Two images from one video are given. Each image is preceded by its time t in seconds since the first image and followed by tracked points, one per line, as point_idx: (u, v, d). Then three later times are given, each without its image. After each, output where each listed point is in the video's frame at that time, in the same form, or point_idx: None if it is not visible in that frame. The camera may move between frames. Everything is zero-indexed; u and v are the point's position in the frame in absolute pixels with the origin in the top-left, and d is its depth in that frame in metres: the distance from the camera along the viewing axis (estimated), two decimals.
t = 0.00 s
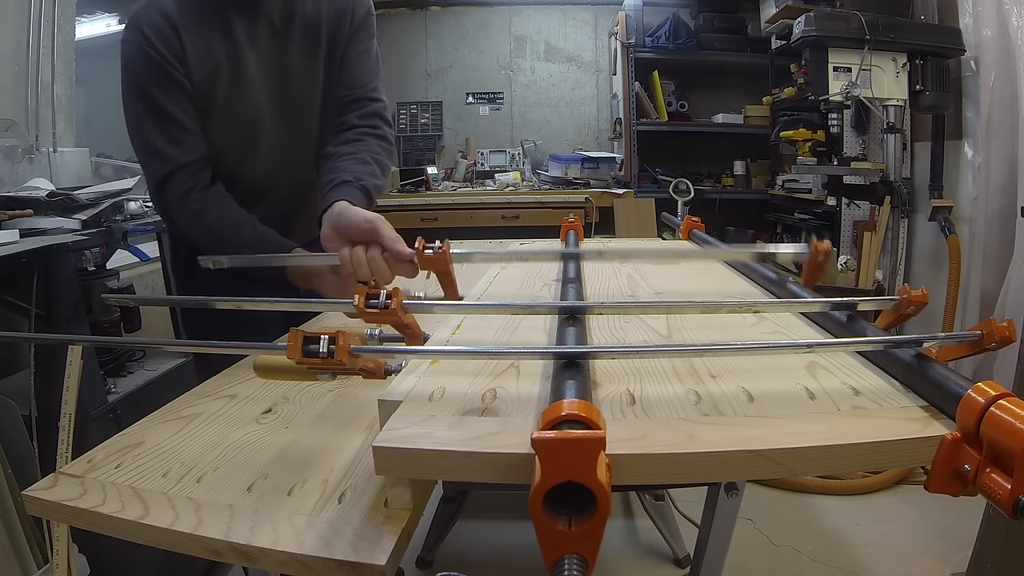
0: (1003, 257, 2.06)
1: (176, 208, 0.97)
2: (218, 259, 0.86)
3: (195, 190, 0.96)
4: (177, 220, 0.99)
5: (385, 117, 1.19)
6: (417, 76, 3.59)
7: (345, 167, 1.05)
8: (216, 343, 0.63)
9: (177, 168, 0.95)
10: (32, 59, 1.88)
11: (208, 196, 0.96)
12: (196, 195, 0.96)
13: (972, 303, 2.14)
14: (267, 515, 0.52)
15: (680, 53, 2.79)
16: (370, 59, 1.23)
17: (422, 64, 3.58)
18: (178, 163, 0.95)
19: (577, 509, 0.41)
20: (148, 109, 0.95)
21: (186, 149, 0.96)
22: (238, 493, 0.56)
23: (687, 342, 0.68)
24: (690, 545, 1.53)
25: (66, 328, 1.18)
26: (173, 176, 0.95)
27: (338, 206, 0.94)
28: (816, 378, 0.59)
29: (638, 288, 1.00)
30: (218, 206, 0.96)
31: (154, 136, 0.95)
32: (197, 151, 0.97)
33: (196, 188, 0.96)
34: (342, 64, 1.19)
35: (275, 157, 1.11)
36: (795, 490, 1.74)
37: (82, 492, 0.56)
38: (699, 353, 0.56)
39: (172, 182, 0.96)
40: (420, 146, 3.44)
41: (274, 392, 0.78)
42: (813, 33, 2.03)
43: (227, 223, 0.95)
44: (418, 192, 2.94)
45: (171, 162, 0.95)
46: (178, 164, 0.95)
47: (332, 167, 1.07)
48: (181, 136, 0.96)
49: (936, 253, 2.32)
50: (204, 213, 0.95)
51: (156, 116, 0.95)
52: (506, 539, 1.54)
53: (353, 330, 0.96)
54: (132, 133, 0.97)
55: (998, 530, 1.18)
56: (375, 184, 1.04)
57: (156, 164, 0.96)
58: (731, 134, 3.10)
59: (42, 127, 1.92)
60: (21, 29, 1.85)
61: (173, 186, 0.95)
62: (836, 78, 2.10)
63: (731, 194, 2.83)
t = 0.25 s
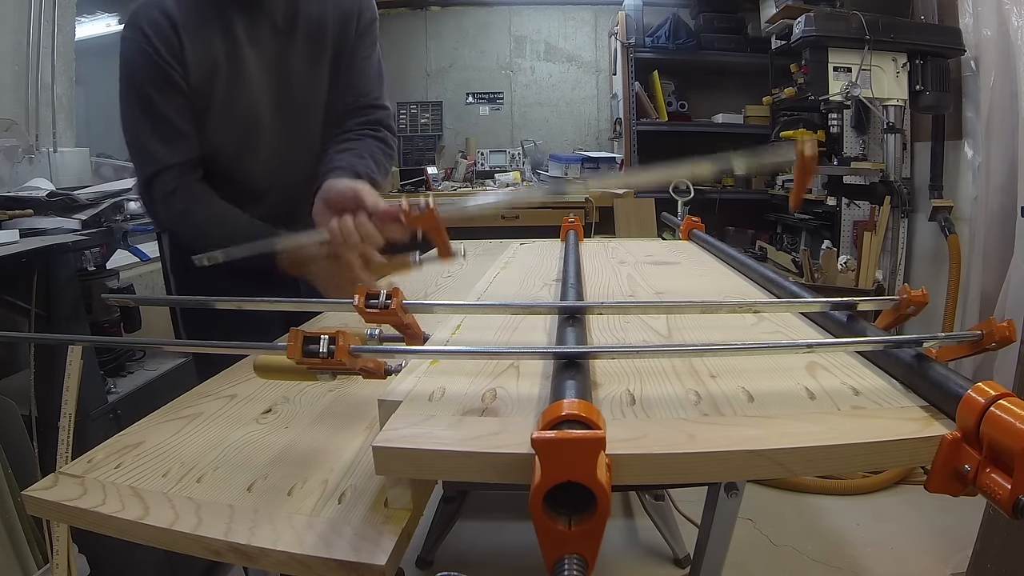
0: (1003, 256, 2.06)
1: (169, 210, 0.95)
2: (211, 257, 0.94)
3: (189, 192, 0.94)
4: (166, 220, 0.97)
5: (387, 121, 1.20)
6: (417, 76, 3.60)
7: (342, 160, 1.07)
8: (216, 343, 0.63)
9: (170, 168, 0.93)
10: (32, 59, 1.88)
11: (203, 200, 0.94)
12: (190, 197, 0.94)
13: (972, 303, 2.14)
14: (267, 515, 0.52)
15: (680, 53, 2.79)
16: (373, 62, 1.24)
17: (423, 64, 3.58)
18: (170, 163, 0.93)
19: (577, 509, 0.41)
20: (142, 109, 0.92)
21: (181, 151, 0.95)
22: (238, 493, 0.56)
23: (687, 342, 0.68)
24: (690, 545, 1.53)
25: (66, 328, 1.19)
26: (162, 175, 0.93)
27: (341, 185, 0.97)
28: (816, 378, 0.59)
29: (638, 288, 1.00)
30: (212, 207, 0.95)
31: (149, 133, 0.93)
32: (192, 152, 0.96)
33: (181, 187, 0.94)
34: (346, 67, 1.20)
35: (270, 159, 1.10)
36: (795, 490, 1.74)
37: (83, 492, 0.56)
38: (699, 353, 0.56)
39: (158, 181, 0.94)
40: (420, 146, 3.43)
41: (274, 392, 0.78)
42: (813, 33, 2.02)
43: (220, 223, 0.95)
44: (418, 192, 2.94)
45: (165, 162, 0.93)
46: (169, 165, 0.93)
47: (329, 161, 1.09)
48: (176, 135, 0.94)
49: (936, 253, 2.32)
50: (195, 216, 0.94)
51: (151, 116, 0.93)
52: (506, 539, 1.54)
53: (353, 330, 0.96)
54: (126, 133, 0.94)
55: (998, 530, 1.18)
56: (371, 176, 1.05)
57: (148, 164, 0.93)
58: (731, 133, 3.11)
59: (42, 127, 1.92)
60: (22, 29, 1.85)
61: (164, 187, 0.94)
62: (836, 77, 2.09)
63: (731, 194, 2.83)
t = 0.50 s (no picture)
0: (1003, 257, 2.06)
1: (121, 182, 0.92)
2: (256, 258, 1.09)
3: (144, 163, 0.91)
4: (129, 202, 0.95)
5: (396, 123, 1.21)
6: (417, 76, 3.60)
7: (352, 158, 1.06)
8: (216, 343, 0.63)
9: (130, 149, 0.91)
10: (32, 59, 1.88)
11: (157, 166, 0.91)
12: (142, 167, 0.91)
13: (972, 303, 2.14)
14: (267, 515, 0.52)
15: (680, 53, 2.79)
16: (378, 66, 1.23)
17: (423, 64, 3.58)
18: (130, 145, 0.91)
19: (577, 509, 0.41)
20: (118, 99, 0.92)
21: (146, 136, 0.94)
22: (238, 493, 0.56)
23: (687, 342, 0.68)
24: (690, 545, 1.53)
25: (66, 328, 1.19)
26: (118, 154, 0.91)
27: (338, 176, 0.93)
28: (816, 378, 0.59)
29: (638, 288, 1.00)
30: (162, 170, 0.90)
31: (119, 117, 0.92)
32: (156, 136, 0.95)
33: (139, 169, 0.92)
34: (356, 71, 1.20)
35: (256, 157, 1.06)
36: (795, 490, 1.74)
37: (83, 492, 0.56)
38: (699, 353, 0.56)
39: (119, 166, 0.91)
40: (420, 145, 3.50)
41: (274, 392, 0.78)
42: (813, 33, 1.98)
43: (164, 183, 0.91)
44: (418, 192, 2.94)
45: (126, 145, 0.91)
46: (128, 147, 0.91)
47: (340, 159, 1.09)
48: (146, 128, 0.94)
49: (936, 253, 2.32)
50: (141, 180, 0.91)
51: (123, 104, 0.92)
52: (506, 539, 1.54)
53: (353, 330, 0.96)
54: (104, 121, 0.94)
55: (998, 530, 1.18)
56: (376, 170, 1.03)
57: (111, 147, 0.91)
58: (731, 133, 3.11)
59: (42, 127, 1.92)
60: (22, 29, 1.85)
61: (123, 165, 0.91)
62: (837, 77, 2.07)
63: (731, 194, 2.83)
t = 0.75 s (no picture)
0: (1003, 257, 2.06)
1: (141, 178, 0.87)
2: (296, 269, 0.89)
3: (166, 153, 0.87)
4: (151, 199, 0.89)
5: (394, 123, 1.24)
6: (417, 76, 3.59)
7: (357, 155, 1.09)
8: (217, 343, 0.63)
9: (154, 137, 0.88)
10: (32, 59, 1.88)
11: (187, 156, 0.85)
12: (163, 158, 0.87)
13: (972, 303, 2.14)
14: (267, 514, 0.52)
15: (680, 53, 2.79)
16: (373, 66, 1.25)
17: (423, 65, 3.58)
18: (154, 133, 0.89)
19: (577, 509, 0.41)
20: (135, 86, 0.90)
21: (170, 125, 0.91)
22: (238, 493, 0.56)
23: (687, 342, 0.68)
24: (690, 545, 1.53)
25: (66, 328, 1.18)
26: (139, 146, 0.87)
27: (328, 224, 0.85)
28: (816, 378, 0.59)
29: (638, 288, 1.00)
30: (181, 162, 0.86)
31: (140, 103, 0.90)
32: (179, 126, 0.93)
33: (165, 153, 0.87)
34: (357, 73, 1.22)
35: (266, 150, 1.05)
36: (795, 490, 1.75)
37: (83, 492, 0.56)
38: (699, 353, 0.56)
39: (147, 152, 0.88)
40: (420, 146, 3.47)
41: (274, 392, 0.78)
42: (813, 33, 2.02)
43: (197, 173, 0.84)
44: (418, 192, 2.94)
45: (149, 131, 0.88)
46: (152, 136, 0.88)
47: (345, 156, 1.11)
48: (168, 116, 0.92)
49: (936, 253, 2.32)
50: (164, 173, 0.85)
51: (144, 93, 0.90)
52: (506, 539, 1.54)
53: (353, 330, 0.96)
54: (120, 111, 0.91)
55: (998, 530, 1.18)
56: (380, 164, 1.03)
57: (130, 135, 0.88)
58: (731, 134, 3.11)
59: (42, 127, 1.92)
60: (22, 29, 1.85)
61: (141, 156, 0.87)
62: (836, 78, 2.10)
63: (731, 194, 2.83)
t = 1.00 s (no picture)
0: (1003, 257, 2.06)
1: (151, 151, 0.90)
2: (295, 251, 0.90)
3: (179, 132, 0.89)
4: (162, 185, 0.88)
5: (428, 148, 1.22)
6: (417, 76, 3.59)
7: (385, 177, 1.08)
8: (216, 343, 0.63)
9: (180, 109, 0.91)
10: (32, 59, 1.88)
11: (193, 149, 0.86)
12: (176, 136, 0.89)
13: (972, 303, 2.14)
14: (267, 514, 0.53)
15: (680, 53, 2.79)
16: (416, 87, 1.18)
17: (422, 65, 3.58)
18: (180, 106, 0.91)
19: (577, 509, 0.41)
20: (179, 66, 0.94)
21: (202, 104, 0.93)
22: (238, 493, 0.56)
23: (687, 342, 0.68)
24: (690, 545, 1.53)
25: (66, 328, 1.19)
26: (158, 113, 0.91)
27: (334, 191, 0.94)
28: (816, 378, 0.59)
29: (638, 288, 1.00)
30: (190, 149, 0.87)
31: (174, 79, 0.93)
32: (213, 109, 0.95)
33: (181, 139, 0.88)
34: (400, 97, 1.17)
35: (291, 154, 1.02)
36: (795, 490, 1.75)
37: (83, 492, 0.56)
38: (699, 353, 0.56)
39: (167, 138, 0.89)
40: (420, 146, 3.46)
41: (274, 392, 0.78)
42: (813, 33, 2.02)
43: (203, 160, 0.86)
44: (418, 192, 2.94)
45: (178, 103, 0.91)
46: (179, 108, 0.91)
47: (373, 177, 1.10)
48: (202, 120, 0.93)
49: (936, 253, 2.32)
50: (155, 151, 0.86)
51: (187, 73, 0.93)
52: (506, 539, 1.54)
53: (353, 330, 0.96)
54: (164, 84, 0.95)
55: (998, 530, 1.18)
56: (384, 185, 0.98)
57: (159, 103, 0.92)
58: (731, 134, 3.11)
59: (41, 127, 1.92)
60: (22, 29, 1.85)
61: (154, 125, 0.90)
62: (836, 78, 2.10)
63: (731, 194, 2.83)
